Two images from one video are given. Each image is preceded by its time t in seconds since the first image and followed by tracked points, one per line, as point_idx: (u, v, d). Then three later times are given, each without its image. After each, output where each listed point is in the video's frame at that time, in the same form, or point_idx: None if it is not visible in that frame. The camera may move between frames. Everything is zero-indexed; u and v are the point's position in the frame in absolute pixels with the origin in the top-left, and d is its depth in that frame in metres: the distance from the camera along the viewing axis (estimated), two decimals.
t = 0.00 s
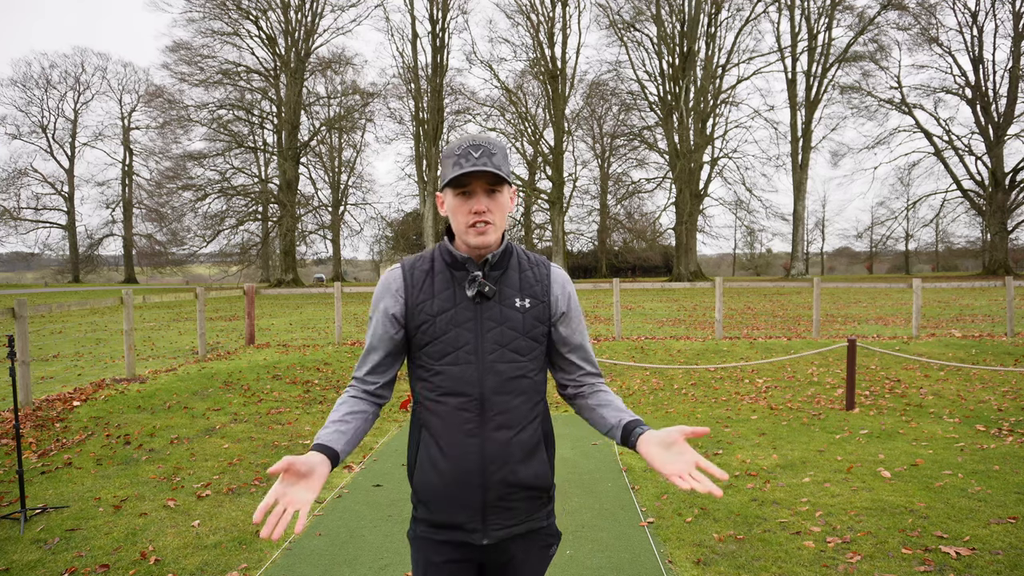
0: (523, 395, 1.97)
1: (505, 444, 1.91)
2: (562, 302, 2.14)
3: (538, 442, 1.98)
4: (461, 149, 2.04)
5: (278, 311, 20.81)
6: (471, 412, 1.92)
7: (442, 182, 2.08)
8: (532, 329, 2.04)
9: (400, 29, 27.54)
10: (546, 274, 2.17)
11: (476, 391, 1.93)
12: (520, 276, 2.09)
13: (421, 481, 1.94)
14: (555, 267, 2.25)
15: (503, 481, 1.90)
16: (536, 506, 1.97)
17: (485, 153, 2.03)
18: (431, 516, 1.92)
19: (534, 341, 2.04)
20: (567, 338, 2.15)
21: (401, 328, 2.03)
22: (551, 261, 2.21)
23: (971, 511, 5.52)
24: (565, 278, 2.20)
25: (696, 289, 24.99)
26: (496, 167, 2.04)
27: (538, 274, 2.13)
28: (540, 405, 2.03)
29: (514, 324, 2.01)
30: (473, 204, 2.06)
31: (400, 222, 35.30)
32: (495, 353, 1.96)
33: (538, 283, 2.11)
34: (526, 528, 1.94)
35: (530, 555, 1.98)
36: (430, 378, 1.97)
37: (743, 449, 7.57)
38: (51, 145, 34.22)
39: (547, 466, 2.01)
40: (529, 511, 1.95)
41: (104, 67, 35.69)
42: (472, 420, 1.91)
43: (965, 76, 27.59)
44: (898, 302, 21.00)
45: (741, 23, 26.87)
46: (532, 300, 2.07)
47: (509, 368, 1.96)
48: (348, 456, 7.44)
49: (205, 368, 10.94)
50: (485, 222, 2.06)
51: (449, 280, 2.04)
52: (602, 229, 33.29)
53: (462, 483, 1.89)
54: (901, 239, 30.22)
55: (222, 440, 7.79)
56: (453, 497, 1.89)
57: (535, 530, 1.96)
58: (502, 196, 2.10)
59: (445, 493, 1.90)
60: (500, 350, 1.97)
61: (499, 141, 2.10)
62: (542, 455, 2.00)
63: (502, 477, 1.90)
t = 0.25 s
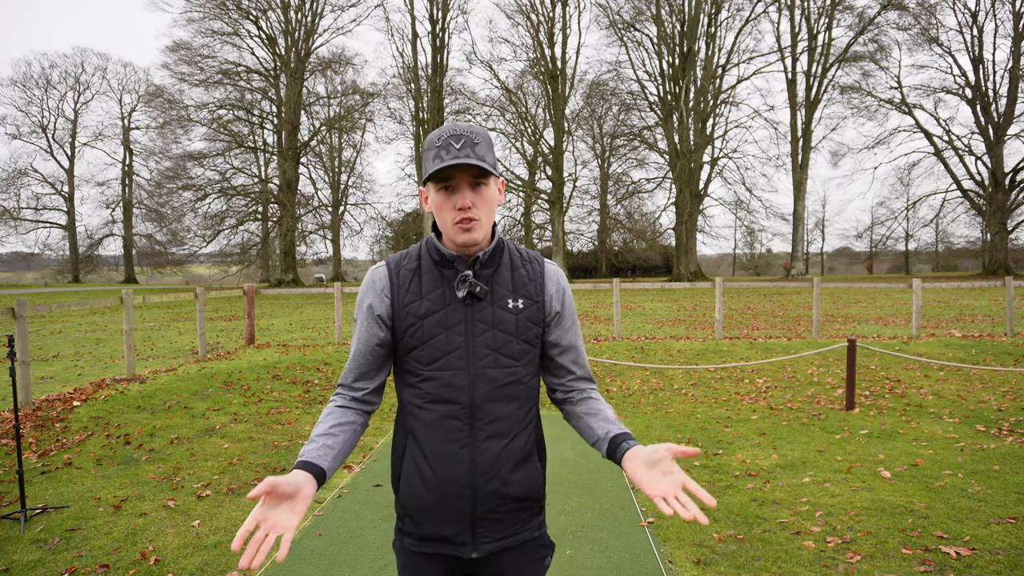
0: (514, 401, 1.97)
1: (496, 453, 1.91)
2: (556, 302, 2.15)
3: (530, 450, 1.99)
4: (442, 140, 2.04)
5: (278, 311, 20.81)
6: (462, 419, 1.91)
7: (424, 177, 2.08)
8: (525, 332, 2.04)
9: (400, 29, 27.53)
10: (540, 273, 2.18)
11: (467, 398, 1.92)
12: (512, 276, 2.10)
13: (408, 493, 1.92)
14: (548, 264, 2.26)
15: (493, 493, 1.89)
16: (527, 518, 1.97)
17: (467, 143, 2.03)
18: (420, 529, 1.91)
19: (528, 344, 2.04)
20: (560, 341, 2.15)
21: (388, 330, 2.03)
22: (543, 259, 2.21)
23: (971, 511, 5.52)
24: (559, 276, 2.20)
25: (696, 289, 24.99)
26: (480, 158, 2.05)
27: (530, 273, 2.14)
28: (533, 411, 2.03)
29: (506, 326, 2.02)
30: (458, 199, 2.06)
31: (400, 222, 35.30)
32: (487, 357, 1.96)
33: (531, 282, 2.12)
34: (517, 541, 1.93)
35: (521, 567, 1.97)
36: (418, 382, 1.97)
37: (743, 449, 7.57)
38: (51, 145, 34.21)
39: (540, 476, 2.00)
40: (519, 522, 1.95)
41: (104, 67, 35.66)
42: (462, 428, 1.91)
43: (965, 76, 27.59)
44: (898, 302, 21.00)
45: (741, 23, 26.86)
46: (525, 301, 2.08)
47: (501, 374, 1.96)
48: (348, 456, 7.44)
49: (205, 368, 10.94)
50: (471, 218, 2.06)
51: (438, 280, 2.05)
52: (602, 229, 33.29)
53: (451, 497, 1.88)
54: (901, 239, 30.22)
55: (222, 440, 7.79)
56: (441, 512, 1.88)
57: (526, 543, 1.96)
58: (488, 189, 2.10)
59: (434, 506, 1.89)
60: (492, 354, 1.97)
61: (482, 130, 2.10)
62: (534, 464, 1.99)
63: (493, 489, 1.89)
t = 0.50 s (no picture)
0: (510, 407, 1.97)
1: (491, 461, 1.91)
2: (555, 308, 2.16)
3: (525, 459, 1.99)
4: (448, 139, 2.04)
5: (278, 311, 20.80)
6: (456, 425, 1.91)
7: (427, 174, 2.07)
8: (523, 338, 2.04)
9: (400, 29, 27.53)
10: (540, 278, 2.18)
11: (462, 404, 1.92)
12: (511, 280, 2.10)
13: (397, 502, 1.91)
14: (548, 269, 2.26)
15: (485, 505, 1.88)
16: (521, 530, 1.97)
17: (474, 143, 2.03)
18: (408, 538, 1.90)
19: (524, 350, 2.05)
20: (557, 348, 2.15)
21: (383, 331, 2.02)
22: (543, 264, 2.23)
23: (971, 511, 5.52)
24: (558, 281, 2.21)
25: (696, 289, 24.98)
26: (486, 160, 2.05)
27: (530, 278, 2.14)
28: (528, 418, 2.03)
29: (503, 332, 2.02)
30: (461, 200, 2.07)
31: (400, 222, 35.29)
32: (483, 362, 1.96)
33: (531, 287, 2.12)
34: (508, 551, 1.93)
35: None
36: (411, 386, 1.96)
37: (743, 449, 7.57)
38: (51, 145, 34.19)
39: (535, 487, 2.00)
40: (511, 533, 1.94)
41: (103, 67, 35.65)
42: (456, 433, 1.90)
43: (965, 76, 27.58)
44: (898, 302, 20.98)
45: (741, 23, 26.83)
46: (524, 306, 2.08)
47: (497, 380, 1.96)
48: (348, 456, 7.44)
49: (205, 368, 10.94)
50: (473, 220, 2.06)
51: (435, 281, 2.05)
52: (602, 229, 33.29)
53: (442, 507, 1.87)
54: (901, 239, 30.20)
55: (222, 440, 7.79)
56: (431, 522, 1.87)
57: (520, 555, 1.95)
58: (492, 191, 2.11)
59: (423, 516, 1.88)
60: (488, 360, 1.98)
61: (490, 131, 2.10)
62: (528, 473, 1.99)
63: (485, 500, 1.88)
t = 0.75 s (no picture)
0: (510, 407, 1.96)
1: (488, 461, 1.89)
2: (555, 310, 2.14)
3: (526, 459, 1.98)
4: (449, 135, 2.06)
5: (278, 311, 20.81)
6: (453, 423, 1.90)
7: (428, 169, 2.09)
8: (523, 337, 2.03)
9: (400, 29, 27.53)
10: (541, 279, 2.18)
11: (460, 402, 1.91)
12: (512, 279, 2.10)
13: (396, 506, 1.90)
14: (548, 271, 2.26)
15: (483, 508, 1.87)
16: (522, 534, 1.96)
17: (475, 139, 2.05)
18: (406, 543, 1.88)
19: (524, 350, 2.03)
20: (556, 349, 2.14)
21: (381, 328, 1.99)
22: (544, 265, 2.22)
23: (971, 511, 5.51)
24: (558, 282, 2.21)
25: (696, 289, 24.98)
26: (487, 155, 2.06)
27: (530, 278, 2.14)
28: (528, 418, 2.03)
29: (504, 330, 2.01)
30: (460, 194, 2.08)
31: (400, 222, 35.32)
32: (482, 360, 1.95)
33: (531, 287, 2.12)
34: (508, 556, 1.92)
35: None
36: (409, 384, 1.94)
37: (743, 449, 7.57)
38: (51, 145, 34.18)
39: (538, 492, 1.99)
40: (511, 536, 1.93)
41: (104, 67, 35.66)
42: (454, 431, 1.90)
43: (965, 76, 27.53)
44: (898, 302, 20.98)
45: (741, 24, 26.81)
46: (524, 305, 2.07)
47: (497, 378, 1.96)
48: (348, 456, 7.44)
49: (205, 368, 10.94)
50: (472, 214, 2.07)
51: (435, 279, 2.04)
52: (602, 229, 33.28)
53: (441, 508, 1.85)
54: (901, 239, 30.17)
55: (222, 440, 7.79)
56: (428, 525, 1.86)
57: (525, 560, 1.95)
58: (493, 187, 2.12)
59: (421, 520, 1.87)
60: (487, 357, 1.96)
61: (491, 129, 2.12)
62: (528, 473, 1.98)
63: (483, 503, 1.87)
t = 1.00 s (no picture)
0: (520, 405, 1.94)
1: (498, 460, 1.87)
2: (564, 310, 2.14)
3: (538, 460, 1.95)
4: (456, 138, 2.10)
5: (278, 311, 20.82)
6: (462, 421, 1.89)
7: (435, 172, 2.14)
8: (531, 335, 2.02)
9: (400, 29, 27.49)
10: (549, 281, 2.18)
11: (468, 400, 1.91)
12: (520, 281, 2.10)
13: (406, 506, 1.91)
14: (558, 274, 2.26)
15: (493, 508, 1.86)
16: (535, 537, 1.94)
17: (481, 140, 2.08)
18: (418, 544, 1.89)
19: (534, 348, 2.02)
20: (566, 351, 2.12)
21: (392, 329, 2.00)
22: (553, 268, 2.23)
23: (971, 511, 5.51)
24: (567, 284, 2.21)
25: (696, 289, 24.97)
26: (493, 156, 2.09)
27: (539, 280, 2.15)
28: (539, 418, 2.01)
29: (512, 329, 2.00)
30: (467, 194, 2.11)
31: (400, 221, 35.36)
32: (491, 357, 1.95)
33: (539, 287, 2.12)
34: (520, 559, 1.90)
35: None
36: (419, 383, 1.94)
37: (743, 449, 7.58)
38: (51, 145, 34.19)
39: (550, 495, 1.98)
40: (522, 539, 1.91)
41: (104, 67, 35.66)
42: (462, 430, 1.88)
43: (965, 76, 27.49)
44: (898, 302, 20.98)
45: (741, 23, 26.79)
46: (532, 305, 2.07)
47: (506, 376, 1.95)
48: (349, 456, 7.44)
49: (205, 368, 10.94)
50: (480, 214, 2.09)
51: (444, 280, 2.05)
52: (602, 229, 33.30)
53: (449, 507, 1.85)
54: (901, 238, 30.16)
55: (222, 440, 7.79)
56: (439, 524, 1.86)
57: (539, 565, 1.93)
58: (499, 188, 2.15)
59: (432, 520, 1.87)
60: (496, 355, 1.96)
61: (496, 131, 2.16)
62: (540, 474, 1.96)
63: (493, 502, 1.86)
